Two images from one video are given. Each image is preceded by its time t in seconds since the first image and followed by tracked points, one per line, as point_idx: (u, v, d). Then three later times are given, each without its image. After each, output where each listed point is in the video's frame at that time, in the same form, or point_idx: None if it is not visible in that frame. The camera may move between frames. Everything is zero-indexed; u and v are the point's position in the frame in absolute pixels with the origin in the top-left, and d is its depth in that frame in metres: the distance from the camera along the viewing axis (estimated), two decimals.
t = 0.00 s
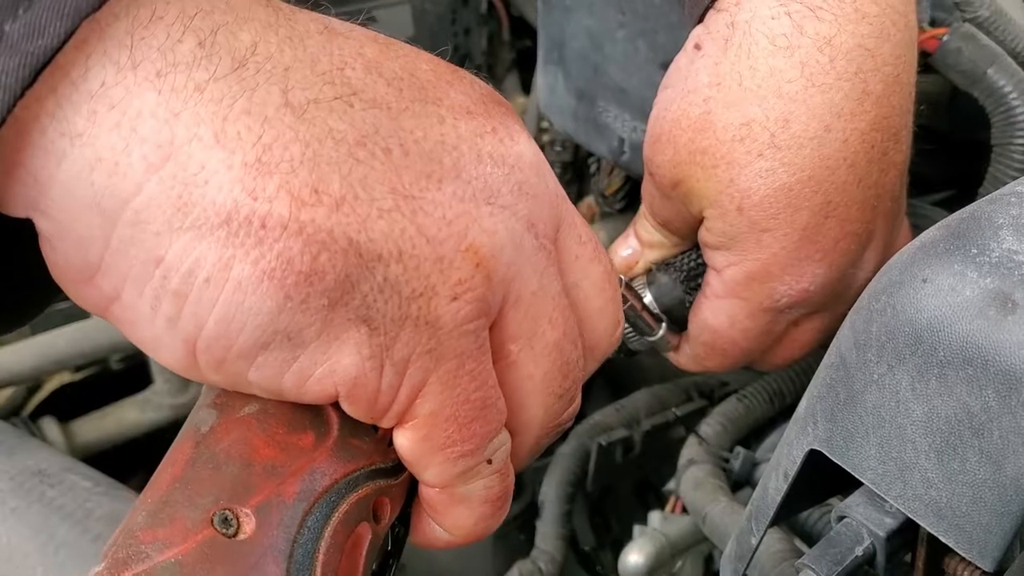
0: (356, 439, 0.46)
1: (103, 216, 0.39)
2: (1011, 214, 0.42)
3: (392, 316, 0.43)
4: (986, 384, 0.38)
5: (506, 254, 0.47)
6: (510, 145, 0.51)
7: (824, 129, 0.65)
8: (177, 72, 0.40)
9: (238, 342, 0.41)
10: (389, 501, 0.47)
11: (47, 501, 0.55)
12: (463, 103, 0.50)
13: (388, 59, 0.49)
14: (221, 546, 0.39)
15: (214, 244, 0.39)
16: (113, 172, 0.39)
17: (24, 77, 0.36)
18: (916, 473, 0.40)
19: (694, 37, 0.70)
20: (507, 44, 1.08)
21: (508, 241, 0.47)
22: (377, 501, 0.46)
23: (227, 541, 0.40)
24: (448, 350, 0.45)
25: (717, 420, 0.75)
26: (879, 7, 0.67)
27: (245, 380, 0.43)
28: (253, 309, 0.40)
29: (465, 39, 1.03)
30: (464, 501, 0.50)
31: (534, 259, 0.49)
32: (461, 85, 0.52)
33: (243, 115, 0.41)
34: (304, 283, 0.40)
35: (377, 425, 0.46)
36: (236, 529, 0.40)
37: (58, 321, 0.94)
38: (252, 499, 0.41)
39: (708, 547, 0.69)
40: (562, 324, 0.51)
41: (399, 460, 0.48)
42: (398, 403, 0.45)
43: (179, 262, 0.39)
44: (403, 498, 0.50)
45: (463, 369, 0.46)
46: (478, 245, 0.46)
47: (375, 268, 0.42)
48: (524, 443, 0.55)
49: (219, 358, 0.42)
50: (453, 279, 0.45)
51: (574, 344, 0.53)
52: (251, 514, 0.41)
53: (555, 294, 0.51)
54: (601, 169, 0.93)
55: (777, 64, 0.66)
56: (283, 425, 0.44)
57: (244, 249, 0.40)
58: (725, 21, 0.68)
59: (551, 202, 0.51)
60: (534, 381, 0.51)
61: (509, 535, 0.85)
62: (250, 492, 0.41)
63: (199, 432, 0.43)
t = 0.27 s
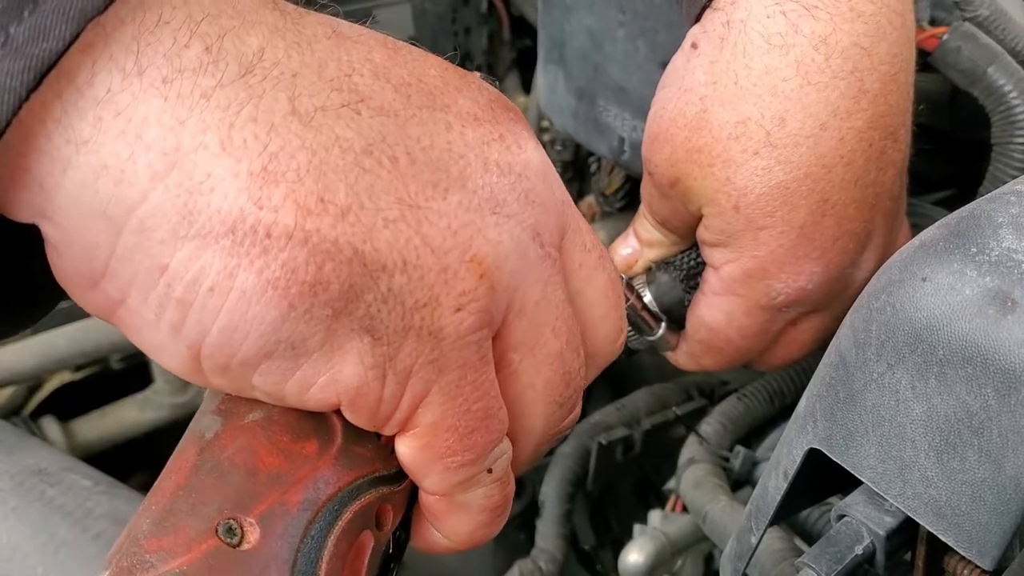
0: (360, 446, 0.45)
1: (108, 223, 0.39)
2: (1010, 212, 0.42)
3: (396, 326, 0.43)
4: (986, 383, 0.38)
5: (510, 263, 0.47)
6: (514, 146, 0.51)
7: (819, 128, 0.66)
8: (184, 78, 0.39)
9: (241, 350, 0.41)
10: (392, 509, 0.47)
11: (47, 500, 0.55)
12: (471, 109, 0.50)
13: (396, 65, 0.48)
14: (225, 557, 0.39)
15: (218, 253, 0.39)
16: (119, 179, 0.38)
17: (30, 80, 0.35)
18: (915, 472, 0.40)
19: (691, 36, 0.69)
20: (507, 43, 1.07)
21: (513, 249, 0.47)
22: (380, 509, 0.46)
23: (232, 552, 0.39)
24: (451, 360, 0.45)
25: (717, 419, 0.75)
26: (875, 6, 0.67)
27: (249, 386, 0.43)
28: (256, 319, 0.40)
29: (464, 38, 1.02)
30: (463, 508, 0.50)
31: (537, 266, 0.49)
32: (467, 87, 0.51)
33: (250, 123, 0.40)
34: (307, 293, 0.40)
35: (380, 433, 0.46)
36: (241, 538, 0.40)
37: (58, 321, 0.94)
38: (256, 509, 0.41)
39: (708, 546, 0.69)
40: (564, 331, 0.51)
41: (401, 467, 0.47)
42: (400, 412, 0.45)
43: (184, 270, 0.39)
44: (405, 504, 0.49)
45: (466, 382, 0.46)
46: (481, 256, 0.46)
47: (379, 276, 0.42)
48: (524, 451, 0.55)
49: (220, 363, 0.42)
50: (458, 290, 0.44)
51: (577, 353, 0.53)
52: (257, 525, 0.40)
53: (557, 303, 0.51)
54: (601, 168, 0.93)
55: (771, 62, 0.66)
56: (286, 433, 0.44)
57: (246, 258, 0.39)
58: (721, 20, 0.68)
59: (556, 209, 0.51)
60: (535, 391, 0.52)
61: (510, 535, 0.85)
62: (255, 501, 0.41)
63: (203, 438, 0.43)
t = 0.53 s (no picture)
0: (375, 449, 0.46)
1: (125, 224, 0.39)
2: (1010, 212, 0.42)
3: (410, 329, 0.43)
4: (985, 383, 0.38)
5: (522, 266, 0.47)
6: (522, 159, 0.50)
7: (816, 128, 0.65)
8: (200, 82, 0.39)
9: (258, 352, 0.41)
10: (407, 511, 0.47)
11: (47, 499, 0.55)
12: (480, 114, 0.50)
13: (408, 70, 0.48)
14: (249, 559, 0.40)
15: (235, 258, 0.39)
16: (136, 181, 0.38)
17: (46, 85, 0.35)
18: (915, 471, 0.41)
19: (687, 37, 0.69)
20: (507, 43, 1.07)
21: (524, 253, 0.48)
22: (396, 512, 0.46)
23: (254, 554, 0.40)
24: (462, 363, 0.45)
25: (717, 419, 0.75)
26: (871, 7, 0.67)
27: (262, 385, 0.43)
28: (273, 322, 0.40)
29: (465, 37, 1.03)
30: (478, 510, 0.50)
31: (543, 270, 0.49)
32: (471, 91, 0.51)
33: (265, 126, 0.40)
34: (323, 295, 0.40)
35: (394, 436, 0.46)
36: (263, 542, 0.41)
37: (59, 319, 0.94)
38: (276, 513, 0.42)
39: (708, 546, 0.69)
40: (575, 332, 0.52)
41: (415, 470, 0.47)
42: (414, 414, 0.45)
43: (200, 272, 0.39)
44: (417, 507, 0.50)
45: (478, 386, 0.46)
46: (493, 259, 0.46)
47: (393, 279, 0.42)
48: (534, 452, 0.55)
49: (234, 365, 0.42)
50: (470, 293, 0.45)
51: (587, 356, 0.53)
52: (277, 528, 0.41)
53: (568, 306, 0.51)
54: (602, 168, 0.93)
55: (767, 62, 0.66)
56: (303, 435, 0.44)
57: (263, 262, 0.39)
58: (718, 21, 0.68)
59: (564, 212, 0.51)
60: (546, 393, 0.52)
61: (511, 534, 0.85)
62: (274, 505, 0.42)
63: (220, 444, 0.44)
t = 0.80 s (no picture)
0: (393, 447, 0.46)
1: (135, 220, 0.40)
2: (1012, 211, 0.42)
3: (424, 321, 0.44)
4: (988, 382, 0.38)
5: (531, 260, 0.50)
6: (529, 158, 0.53)
7: (816, 129, 0.65)
8: (210, 75, 0.41)
9: (271, 346, 0.42)
10: (427, 510, 0.47)
11: (46, 500, 0.55)
12: (488, 109, 0.53)
13: (414, 66, 0.51)
14: (273, 559, 0.39)
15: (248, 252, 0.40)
16: (145, 176, 0.39)
17: (56, 82, 0.36)
18: (917, 471, 0.40)
19: (688, 37, 0.68)
20: (507, 40, 1.06)
21: (534, 246, 0.50)
22: (417, 510, 0.46)
23: (277, 554, 0.39)
24: (477, 357, 0.46)
25: (717, 419, 0.75)
26: (873, 7, 0.65)
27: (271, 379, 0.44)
28: (285, 314, 0.41)
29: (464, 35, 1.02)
30: (494, 508, 0.51)
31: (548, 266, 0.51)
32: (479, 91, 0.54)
33: (276, 117, 0.42)
34: (336, 287, 0.41)
35: (411, 433, 0.47)
36: (285, 542, 0.40)
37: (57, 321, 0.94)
38: (297, 514, 0.41)
39: (710, 546, 0.69)
40: (585, 327, 0.53)
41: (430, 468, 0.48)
42: (429, 408, 0.46)
43: (212, 266, 0.40)
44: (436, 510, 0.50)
45: (491, 383, 0.47)
46: (505, 250, 0.48)
47: (405, 271, 0.44)
48: (548, 449, 0.56)
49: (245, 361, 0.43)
50: (483, 284, 0.47)
51: (598, 350, 0.55)
52: (302, 530, 0.41)
53: (579, 300, 0.53)
54: (602, 167, 0.93)
55: (769, 63, 0.65)
56: (321, 435, 0.44)
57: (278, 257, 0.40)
58: (719, 20, 0.67)
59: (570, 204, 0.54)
60: (560, 388, 0.53)
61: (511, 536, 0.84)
62: (295, 505, 0.41)
63: (236, 448, 0.43)
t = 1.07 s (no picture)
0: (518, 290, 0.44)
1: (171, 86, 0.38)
2: (1012, 211, 0.42)
3: (533, 138, 0.43)
4: (988, 382, 0.38)
5: (602, 100, 0.49)
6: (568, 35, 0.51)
7: (796, 134, 0.66)
8: None
9: (401, 167, 0.40)
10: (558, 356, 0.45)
11: (47, 499, 0.55)
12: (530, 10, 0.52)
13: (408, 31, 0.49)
14: (475, 359, 0.35)
15: None
16: None
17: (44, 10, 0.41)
18: (917, 471, 0.40)
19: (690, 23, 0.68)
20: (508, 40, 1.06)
21: (598, 88, 0.49)
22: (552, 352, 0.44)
23: (474, 353, 0.36)
24: (581, 168, 0.45)
25: (717, 419, 0.75)
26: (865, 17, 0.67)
27: (402, 208, 0.41)
28: (416, 131, 0.39)
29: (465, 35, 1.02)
30: (606, 355, 0.47)
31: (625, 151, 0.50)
32: None
33: None
34: (459, 99, 0.40)
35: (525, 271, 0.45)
36: (480, 341, 0.37)
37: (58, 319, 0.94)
38: (480, 322, 0.38)
39: (710, 545, 0.69)
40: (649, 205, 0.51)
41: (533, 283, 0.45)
42: (544, 230, 0.45)
43: (344, 84, 0.38)
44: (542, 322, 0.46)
45: (600, 247, 0.46)
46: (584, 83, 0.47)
47: (513, 88, 0.42)
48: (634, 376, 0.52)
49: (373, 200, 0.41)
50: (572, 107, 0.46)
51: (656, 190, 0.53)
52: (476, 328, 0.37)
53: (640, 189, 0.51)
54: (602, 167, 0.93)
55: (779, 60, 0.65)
56: (459, 268, 0.42)
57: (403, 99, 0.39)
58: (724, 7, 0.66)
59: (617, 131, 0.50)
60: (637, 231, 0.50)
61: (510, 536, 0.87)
62: (470, 318, 0.38)
63: (383, 284, 0.40)
